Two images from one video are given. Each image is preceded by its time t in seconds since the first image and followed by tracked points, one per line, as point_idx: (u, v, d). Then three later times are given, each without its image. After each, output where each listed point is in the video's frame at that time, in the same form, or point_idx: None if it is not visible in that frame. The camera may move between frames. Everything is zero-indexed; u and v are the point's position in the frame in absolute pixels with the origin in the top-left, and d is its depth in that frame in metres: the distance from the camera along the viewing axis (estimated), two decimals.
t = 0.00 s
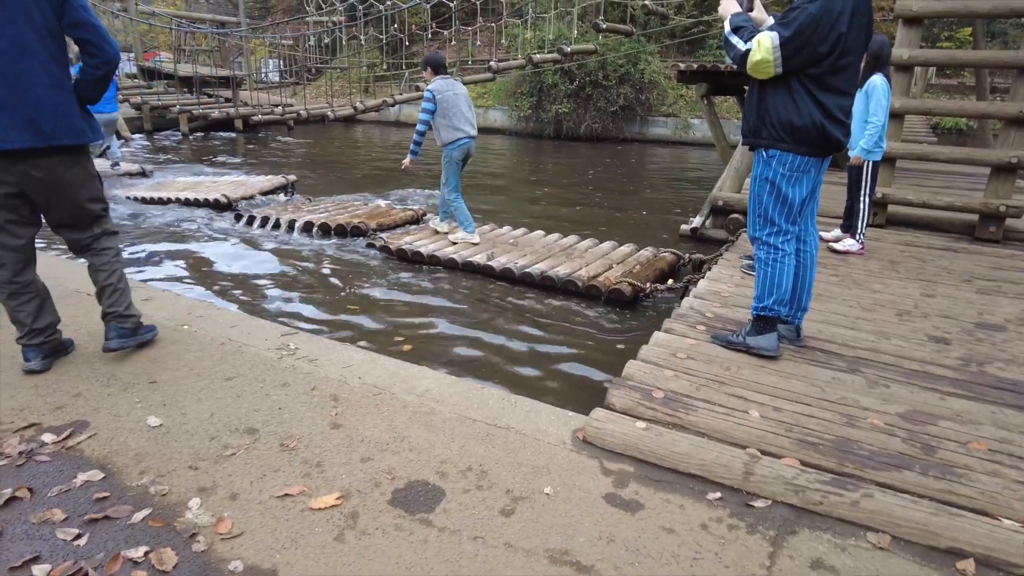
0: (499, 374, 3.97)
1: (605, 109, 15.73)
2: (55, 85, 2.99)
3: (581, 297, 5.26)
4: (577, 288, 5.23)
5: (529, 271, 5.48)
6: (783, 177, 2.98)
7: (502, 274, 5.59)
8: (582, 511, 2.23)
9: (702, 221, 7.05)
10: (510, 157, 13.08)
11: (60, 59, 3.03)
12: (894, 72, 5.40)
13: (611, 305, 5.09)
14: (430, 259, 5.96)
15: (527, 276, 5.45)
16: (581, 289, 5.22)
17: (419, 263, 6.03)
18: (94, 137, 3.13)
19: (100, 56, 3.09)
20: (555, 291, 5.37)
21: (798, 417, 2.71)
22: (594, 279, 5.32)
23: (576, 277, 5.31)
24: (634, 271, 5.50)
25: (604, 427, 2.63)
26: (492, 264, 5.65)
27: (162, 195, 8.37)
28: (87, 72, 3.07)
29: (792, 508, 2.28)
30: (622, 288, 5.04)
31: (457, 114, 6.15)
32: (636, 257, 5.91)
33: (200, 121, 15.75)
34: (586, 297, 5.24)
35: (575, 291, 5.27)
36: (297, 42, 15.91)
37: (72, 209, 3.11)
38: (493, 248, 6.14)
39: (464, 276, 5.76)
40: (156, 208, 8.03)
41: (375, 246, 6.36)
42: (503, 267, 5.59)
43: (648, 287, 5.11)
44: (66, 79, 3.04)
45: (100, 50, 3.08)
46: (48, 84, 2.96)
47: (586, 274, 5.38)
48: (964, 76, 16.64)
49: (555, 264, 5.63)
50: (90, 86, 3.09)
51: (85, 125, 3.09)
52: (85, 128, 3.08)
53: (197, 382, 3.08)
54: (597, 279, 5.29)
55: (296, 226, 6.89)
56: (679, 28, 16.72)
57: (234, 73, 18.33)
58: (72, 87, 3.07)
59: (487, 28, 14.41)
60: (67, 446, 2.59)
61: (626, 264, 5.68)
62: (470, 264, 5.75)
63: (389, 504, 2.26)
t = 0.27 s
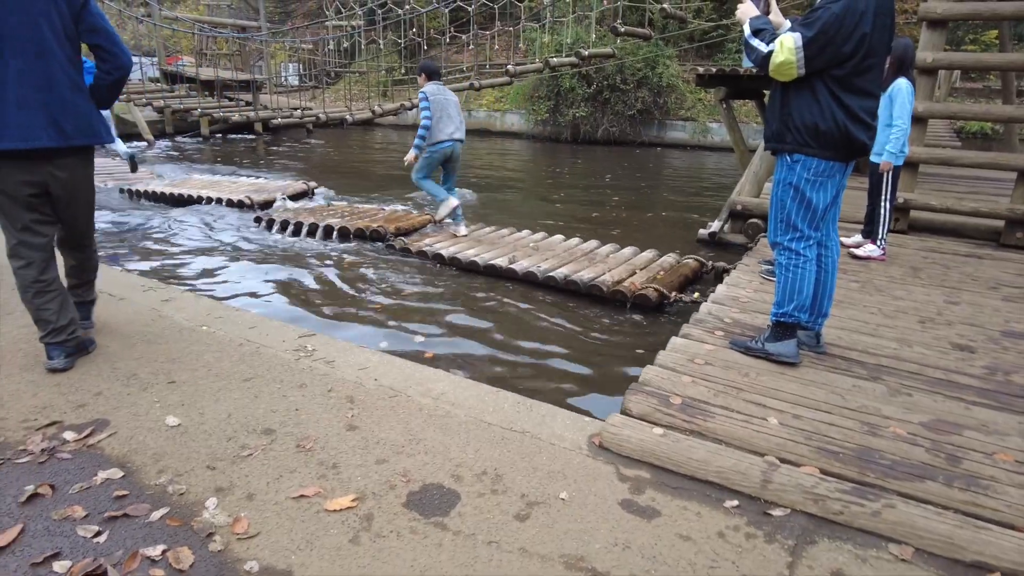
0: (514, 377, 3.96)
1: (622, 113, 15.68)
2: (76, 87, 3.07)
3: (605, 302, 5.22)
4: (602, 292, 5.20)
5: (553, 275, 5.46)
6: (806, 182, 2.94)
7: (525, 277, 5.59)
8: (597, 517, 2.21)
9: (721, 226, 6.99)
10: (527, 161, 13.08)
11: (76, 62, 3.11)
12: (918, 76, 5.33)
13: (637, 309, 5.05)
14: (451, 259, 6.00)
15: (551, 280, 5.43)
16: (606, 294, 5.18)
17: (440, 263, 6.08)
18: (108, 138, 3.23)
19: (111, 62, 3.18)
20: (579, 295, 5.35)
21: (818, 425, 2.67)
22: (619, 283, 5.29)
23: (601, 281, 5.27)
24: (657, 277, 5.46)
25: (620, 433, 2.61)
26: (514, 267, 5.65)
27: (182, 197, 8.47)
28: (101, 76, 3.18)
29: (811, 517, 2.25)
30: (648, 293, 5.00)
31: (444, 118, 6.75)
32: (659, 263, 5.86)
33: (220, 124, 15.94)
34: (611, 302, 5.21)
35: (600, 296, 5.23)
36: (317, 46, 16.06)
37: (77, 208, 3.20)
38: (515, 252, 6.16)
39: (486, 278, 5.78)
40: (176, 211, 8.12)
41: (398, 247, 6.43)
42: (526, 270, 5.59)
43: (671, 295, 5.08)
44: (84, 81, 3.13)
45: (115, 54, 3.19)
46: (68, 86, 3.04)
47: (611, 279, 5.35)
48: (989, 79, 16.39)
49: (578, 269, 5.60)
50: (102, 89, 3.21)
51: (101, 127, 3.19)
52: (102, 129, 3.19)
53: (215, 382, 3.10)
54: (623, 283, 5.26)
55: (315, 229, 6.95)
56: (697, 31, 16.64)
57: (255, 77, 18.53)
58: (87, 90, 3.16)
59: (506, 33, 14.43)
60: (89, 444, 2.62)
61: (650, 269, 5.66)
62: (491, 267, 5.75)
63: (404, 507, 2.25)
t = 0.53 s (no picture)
0: (530, 379, 3.96)
1: (640, 115, 15.63)
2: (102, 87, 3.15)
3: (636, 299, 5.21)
4: (631, 288, 5.18)
5: (580, 271, 5.46)
6: (834, 185, 2.91)
7: (552, 273, 5.57)
8: (613, 521, 2.20)
9: (739, 229, 6.96)
10: (543, 163, 13.07)
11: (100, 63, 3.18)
12: (942, 78, 5.25)
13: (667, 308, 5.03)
14: (476, 258, 6.03)
15: (578, 275, 5.42)
16: (635, 290, 5.16)
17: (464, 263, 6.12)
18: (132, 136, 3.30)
19: (131, 62, 3.22)
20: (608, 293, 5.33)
21: (838, 431, 2.64)
22: (648, 280, 5.26)
23: (630, 277, 5.26)
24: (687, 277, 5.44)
25: (637, 437, 2.61)
26: (540, 264, 5.65)
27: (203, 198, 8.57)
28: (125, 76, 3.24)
29: (831, 524, 2.22)
30: (679, 288, 4.97)
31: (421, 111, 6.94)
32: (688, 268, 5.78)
33: (240, 126, 16.12)
34: (640, 298, 5.18)
35: (629, 292, 5.22)
36: (336, 49, 16.19)
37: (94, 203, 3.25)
38: (539, 252, 6.17)
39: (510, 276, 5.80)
40: (197, 211, 8.22)
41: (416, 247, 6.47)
42: (553, 266, 5.58)
43: (702, 293, 5.04)
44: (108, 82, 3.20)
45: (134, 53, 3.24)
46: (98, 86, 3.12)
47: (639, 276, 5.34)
48: (1015, 81, 16.13)
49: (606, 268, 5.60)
50: (126, 90, 3.28)
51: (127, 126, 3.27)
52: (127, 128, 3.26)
53: (235, 382, 3.13)
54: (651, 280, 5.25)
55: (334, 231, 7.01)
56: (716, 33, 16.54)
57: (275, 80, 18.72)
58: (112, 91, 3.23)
59: (523, 35, 14.45)
60: (111, 440, 2.66)
61: (679, 271, 5.62)
62: (518, 264, 5.75)
63: (421, 508, 2.26)
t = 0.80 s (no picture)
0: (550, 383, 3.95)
1: (662, 118, 15.55)
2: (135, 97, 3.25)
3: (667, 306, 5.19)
4: (664, 295, 5.16)
5: (611, 275, 5.43)
6: (863, 190, 2.87)
7: (581, 277, 5.55)
8: (631, 527, 2.18)
9: (762, 234, 6.92)
10: (564, 166, 13.05)
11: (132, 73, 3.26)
12: (973, 80, 5.15)
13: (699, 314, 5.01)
14: (504, 259, 5.99)
15: (608, 280, 5.39)
16: (668, 297, 5.15)
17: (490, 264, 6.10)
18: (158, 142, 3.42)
19: (160, 75, 3.31)
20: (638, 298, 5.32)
21: (861, 440, 2.59)
22: (681, 287, 5.23)
23: (662, 283, 5.22)
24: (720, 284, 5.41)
25: (655, 443, 2.58)
26: (570, 267, 5.63)
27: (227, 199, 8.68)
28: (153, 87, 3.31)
29: (853, 535, 2.18)
30: (713, 297, 4.92)
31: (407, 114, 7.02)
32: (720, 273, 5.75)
33: (265, 129, 16.32)
34: (673, 305, 5.18)
35: (660, 297, 5.19)
36: (359, 53, 16.33)
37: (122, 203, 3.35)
38: (567, 255, 6.16)
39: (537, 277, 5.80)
40: (222, 212, 8.34)
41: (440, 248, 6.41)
42: (584, 270, 5.56)
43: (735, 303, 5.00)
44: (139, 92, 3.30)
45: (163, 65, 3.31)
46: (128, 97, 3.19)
47: (672, 282, 5.30)
48: None
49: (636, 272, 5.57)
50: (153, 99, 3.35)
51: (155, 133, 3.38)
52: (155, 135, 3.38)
53: (256, 382, 3.17)
54: (685, 287, 5.21)
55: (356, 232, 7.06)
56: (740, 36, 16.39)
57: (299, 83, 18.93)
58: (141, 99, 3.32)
59: (545, 39, 14.44)
60: (135, 438, 2.70)
61: (711, 277, 5.58)
62: (547, 267, 5.73)
63: (438, 510, 2.26)
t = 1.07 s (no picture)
0: (567, 386, 3.94)
1: (680, 120, 15.46)
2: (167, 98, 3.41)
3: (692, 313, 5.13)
4: (690, 303, 5.09)
5: (636, 282, 5.39)
6: (882, 192, 2.82)
7: (607, 284, 5.52)
8: (649, 532, 2.16)
9: (782, 236, 6.81)
10: (582, 168, 13.03)
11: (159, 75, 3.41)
12: (999, 79, 5.05)
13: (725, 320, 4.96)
14: (527, 263, 5.96)
15: (633, 287, 5.35)
16: (695, 305, 5.08)
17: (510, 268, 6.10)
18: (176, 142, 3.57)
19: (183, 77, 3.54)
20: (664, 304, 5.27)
21: (884, 446, 2.55)
22: (708, 294, 5.17)
23: (689, 290, 5.17)
24: (746, 288, 5.34)
25: (673, 447, 2.56)
26: (594, 274, 5.60)
27: (247, 202, 8.77)
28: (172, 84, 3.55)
29: (876, 542, 2.14)
30: (742, 305, 4.86)
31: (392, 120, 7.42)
32: (745, 273, 5.73)
33: (284, 132, 16.48)
34: (699, 312, 5.11)
35: (688, 305, 5.13)
36: (377, 57, 16.42)
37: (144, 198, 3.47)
38: (592, 256, 6.14)
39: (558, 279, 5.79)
40: (242, 215, 8.42)
41: (462, 252, 6.45)
42: (608, 277, 5.53)
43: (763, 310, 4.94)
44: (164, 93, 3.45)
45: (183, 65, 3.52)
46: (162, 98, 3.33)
47: (699, 288, 5.25)
48: None
49: (661, 277, 5.52)
50: (169, 99, 3.54)
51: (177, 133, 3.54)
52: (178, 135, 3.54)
53: (274, 383, 3.19)
54: (712, 294, 5.15)
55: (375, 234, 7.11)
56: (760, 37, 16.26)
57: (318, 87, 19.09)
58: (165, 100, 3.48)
59: (562, 41, 14.42)
60: (155, 438, 2.73)
61: (739, 279, 5.57)
62: (571, 273, 5.70)
63: (454, 513, 2.26)
